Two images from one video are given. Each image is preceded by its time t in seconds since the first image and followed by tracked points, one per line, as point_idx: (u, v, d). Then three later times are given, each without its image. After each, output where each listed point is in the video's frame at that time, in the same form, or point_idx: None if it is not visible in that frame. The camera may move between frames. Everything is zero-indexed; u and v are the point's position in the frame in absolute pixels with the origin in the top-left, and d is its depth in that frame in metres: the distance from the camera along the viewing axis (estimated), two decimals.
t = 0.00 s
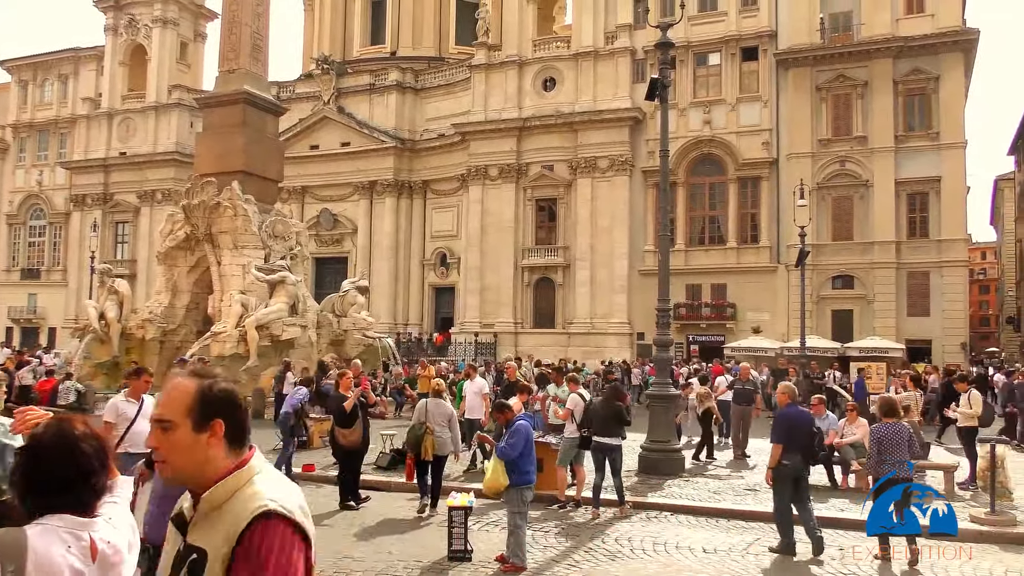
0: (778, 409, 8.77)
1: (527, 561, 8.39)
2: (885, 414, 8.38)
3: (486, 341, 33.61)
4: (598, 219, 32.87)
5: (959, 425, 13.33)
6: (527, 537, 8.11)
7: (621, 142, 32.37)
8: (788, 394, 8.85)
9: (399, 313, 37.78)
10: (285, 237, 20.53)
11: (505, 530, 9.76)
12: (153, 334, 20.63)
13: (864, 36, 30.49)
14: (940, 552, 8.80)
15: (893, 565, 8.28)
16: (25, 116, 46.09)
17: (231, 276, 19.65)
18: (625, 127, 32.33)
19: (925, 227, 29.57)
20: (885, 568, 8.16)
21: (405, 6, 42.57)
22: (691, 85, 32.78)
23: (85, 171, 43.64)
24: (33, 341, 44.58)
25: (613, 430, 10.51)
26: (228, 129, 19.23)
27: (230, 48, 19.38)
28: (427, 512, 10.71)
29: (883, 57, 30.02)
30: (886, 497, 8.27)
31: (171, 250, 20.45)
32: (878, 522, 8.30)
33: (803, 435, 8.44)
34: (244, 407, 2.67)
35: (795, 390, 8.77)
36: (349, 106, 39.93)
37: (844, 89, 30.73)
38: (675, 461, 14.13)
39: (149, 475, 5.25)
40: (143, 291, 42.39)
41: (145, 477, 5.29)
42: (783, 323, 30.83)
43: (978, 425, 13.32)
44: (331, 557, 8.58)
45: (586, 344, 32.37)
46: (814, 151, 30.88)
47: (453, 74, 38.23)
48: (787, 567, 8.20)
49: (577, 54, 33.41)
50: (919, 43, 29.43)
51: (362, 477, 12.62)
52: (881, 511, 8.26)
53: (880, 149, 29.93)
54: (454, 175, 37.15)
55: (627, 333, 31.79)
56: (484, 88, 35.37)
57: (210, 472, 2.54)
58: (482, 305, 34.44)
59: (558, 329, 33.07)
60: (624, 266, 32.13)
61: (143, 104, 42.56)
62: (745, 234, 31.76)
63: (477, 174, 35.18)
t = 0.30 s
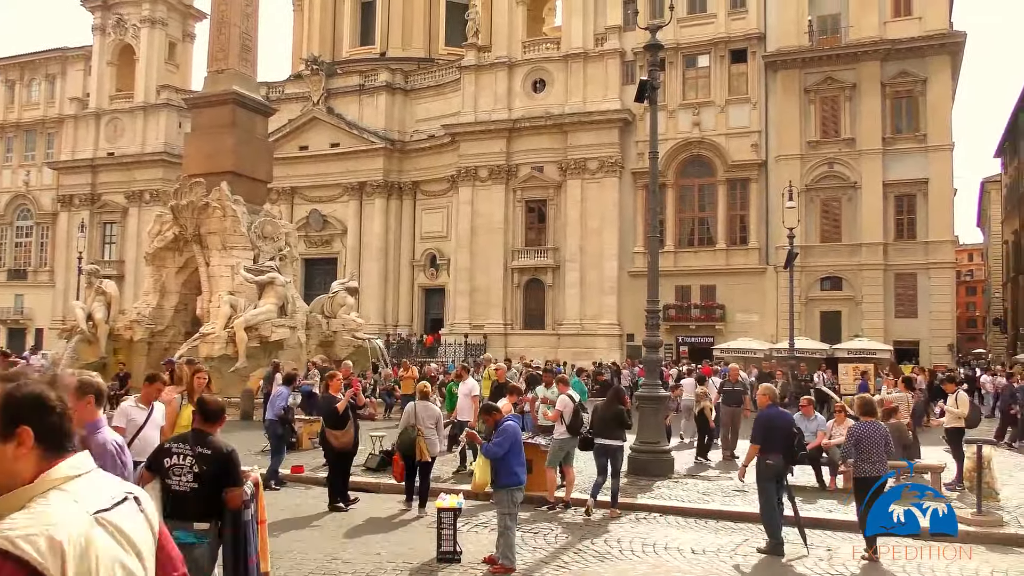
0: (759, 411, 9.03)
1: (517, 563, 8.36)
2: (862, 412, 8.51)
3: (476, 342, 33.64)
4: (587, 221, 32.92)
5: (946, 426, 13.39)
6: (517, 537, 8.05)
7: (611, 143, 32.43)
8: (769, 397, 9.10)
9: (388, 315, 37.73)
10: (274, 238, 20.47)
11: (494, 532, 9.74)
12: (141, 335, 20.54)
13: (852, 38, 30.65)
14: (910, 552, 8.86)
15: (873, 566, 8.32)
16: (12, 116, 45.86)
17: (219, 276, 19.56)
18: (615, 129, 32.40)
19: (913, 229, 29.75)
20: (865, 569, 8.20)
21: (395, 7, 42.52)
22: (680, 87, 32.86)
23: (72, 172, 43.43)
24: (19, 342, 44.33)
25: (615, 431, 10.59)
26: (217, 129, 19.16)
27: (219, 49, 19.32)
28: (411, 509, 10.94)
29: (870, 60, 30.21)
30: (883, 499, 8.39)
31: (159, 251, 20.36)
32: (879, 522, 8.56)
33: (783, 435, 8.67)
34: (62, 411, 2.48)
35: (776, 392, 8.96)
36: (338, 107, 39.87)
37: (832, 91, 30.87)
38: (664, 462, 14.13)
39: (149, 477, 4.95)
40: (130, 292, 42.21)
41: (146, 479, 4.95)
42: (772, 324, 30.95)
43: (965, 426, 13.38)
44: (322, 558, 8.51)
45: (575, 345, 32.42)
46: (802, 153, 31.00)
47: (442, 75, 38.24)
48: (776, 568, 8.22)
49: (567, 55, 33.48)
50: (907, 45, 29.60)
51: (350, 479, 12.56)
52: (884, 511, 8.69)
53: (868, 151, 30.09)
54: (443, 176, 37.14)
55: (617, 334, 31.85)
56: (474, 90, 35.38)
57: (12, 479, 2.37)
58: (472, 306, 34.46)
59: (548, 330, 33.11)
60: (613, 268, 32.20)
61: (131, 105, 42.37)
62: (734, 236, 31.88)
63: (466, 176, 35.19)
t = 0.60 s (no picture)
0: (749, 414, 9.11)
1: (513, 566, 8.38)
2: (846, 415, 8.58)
3: (471, 345, 33.64)
4: (582, 223, 32.97)
5: (939, 427, 13.43)
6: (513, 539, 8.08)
7: (605, 146, 32.48)
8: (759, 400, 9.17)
9: (383, 317, 37.71)
10: (268, 241, 20.45)
11: (489, 534, 9.74)
12: (135, 338, 20.51)
13: (845, 41, 30.74)
14: (893, 552, 8.96)
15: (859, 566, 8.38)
16: (5, 119, 45.75)
17: (213, 279, 19.53)
18: (609, 132, 32.44)
19: (906, 231, 29.85)
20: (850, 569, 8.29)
21: (389, 9, 42.51)
22: (674, 89, 32.93)
23: (66, 175, 43.33)
24: (13, 346, 44.19)
25: (619, 433, 10.73)
26: (210, 132, 19.14)
27: (212, 51, 19.30)
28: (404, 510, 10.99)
29: (863, 63, 30.32)
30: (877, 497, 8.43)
31: (153, 254, 20.32)
32: (879, 522, 9.71)
33: (772, 436, 8.75)
34: None
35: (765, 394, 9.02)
36: (333, 110, 39.85)
37: (826, 94, 30.96)
38: (658, 464, 14.13)
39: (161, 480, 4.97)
40: (124, 295, 42.11)
41: (160, 485, 4.99)
42: (766, 326, 31.00)
43: (958, 428, 13.43)
44: (316, 561, 8.49)
45: (570, 347, 32.44)
46: (796, 156, 31.08)
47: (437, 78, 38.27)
48: (768, 569, 8.26)
49: (561, 58, 33.52)
50: (900, 48, 29.68)
51: (344, 482, 12.53)
52: (882, 511, 9.70)
53: (861, 153, 30.17)
54: (438, 178, 37.14)
55: (612, 336, 31.88)
56: (468, 92, 35.42)
57: None
58: (467, 309, 34.46)
59: (543, 333, 33.13)
60: (608, 270, 32.23)
61: (124, 107, 42.29)
62: (728, 238, 31.96)
63: (461, 179, 35.22)
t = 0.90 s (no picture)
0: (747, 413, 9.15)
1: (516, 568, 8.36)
2: (839, 412, 8.59)
3: (472, 347, 33.64)
4: (582, 225, 32.98)
5: (942, 429, 13.41)
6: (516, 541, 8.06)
7: (605, 148, 32.51)
8: (757, 400, 9.19)
9: (384, 320, 37.73)
10: (269, 244, 20.48)
11: (491, 537, 9.73)
12: (136, 341, 20.50)
13: (845, 42, 30.76)
14: (890, 552, 8.99)
15: (854, 566, 8.46)
16: (6, 123, 45.84)
17: (214, 282, 19.54)
18: (609, 134, 32.46)
19: (907, 232, 29.84)
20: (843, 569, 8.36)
21: (389, 12, 42.56)
22: (674, 91, 32.94)
23: (67, 178, 43.39)
24: (14, 349, 44.23)
25: (626, 435, 10.78)
26: (211, 135, 19.15)
27: (213, 54, 19.32)
28: (406, 509, 11.01)
29: (863, 64, 30.33)
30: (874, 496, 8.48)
31: (154, 257, 20.35)
32: (879, 522, 9.72)
33: (770, 435, 8.77)
34: None
35: (762, 393, 9.04)
36: (333, 113, 39.90)
37: (825, 95, 30.98)
38: (660, 466, 14.13)
39: (179, 477, 5.01)
40: (125, 298, 42.13)
41: (178, 481, 5.02)
42: (767, 328, 30.97)
43: (961, 429, 13.42)
44: (316, 564, 8.45)
45: (571, 349, 32.43)
46: (797, 157, 31.09)
47: (437, 80, 38.32)
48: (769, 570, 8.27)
49: (561, 60, 33.55)
50: (899, 50, 29.70)
51: (344, 485, 12.50)
52: (882, 511, 9.72)
53: (862, 155, 30.17)
54: (438, 181, 37.16)
55: (613, 339, 31.89)
56: (468, 95, 35.46)
57: None
58: (468, 311, 34.46)
59: (543, 335, 33.14)
60: (609, 272, 32.23)
61: (125, 111, 42.33)
62: (729, 240, 31.97)
63: (461, 181, 35.26)
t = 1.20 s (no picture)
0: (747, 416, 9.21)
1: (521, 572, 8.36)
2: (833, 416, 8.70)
3: (477, 350, 33.65)
4: (587, 228, 32.97)
5: (949, 432, 13.37)
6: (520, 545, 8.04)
7: (610, 151, 32.51)
8: (757, 403, 9.24)
9: (389, 323, 37.76)
10: (274, 248, 20.52)
11: (495, 540, 9.72)
12: (141, 345, 20.53)
13: (850, 45, 30.73)
14: (889, 553, 9.02)
15: (845, 565, 8.54)
16: (12, 128, 46.02)
17: (220, 286, 19.58)
18: (614, 137, 32.47)
19: (913, 234, 29.76)
20: (830, 567, 8.47)
21: (394, 16, 42.64)
22: (679, 94, 32.94)
23: (72, 182, 43.54)
24: (20, 353, 44.36)
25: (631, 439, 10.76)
26: (217, 139, 19.19)
27: (218, 59, 19.35)
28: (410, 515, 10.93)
29: (868, 66, 30.27)
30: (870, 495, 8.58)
31: (160, 261, 20.41)
32: (880, 523, 9.70)
33: (770, 438, 8.84)
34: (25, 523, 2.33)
35: (763, 396, 9.09)
36: (338, 116, 39.95)
37: (831, 97, 30.94)
38: (666, 469, 14.10)
39: (211, 476, 5.02)
40: (131, 302, 42.24)
41: (208, 481, 5.03)
42: (773, 331, 30.93)
43: (968, 433, 13.37)
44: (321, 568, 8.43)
45: (576, 352, 32.41)
46: (802, 159, 31.05)
47: (442, 84, 38.38)
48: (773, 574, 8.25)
49: (565, 64, 33.57)
50: (904, 51, 29.65)
51: (349, 489, 12.49)
52: (882, 511, 9.70)
53: (867, 157, 30.12)
54: (443, 184, 37.21)
55: (618, 342, 31.88)
56: (473, 98, 35.47)
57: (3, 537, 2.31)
58: (472, 315, 34.47)
59: (548, 338, 33.13)
60: (614, 275, 32.23)
61: (131, 116, 42.47)
62: (734, 242, 31.93)
63: (466, 184, 35.27)
